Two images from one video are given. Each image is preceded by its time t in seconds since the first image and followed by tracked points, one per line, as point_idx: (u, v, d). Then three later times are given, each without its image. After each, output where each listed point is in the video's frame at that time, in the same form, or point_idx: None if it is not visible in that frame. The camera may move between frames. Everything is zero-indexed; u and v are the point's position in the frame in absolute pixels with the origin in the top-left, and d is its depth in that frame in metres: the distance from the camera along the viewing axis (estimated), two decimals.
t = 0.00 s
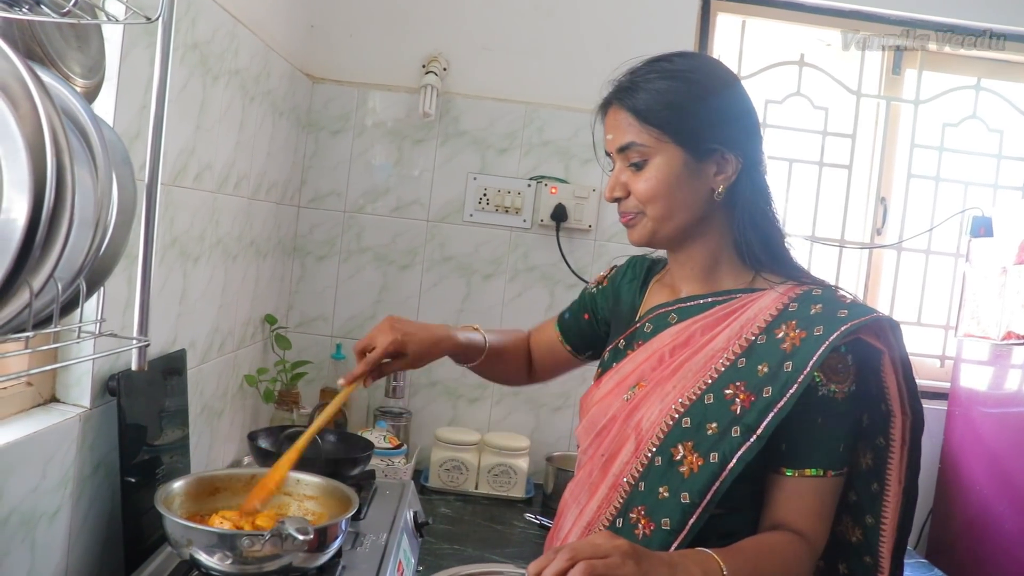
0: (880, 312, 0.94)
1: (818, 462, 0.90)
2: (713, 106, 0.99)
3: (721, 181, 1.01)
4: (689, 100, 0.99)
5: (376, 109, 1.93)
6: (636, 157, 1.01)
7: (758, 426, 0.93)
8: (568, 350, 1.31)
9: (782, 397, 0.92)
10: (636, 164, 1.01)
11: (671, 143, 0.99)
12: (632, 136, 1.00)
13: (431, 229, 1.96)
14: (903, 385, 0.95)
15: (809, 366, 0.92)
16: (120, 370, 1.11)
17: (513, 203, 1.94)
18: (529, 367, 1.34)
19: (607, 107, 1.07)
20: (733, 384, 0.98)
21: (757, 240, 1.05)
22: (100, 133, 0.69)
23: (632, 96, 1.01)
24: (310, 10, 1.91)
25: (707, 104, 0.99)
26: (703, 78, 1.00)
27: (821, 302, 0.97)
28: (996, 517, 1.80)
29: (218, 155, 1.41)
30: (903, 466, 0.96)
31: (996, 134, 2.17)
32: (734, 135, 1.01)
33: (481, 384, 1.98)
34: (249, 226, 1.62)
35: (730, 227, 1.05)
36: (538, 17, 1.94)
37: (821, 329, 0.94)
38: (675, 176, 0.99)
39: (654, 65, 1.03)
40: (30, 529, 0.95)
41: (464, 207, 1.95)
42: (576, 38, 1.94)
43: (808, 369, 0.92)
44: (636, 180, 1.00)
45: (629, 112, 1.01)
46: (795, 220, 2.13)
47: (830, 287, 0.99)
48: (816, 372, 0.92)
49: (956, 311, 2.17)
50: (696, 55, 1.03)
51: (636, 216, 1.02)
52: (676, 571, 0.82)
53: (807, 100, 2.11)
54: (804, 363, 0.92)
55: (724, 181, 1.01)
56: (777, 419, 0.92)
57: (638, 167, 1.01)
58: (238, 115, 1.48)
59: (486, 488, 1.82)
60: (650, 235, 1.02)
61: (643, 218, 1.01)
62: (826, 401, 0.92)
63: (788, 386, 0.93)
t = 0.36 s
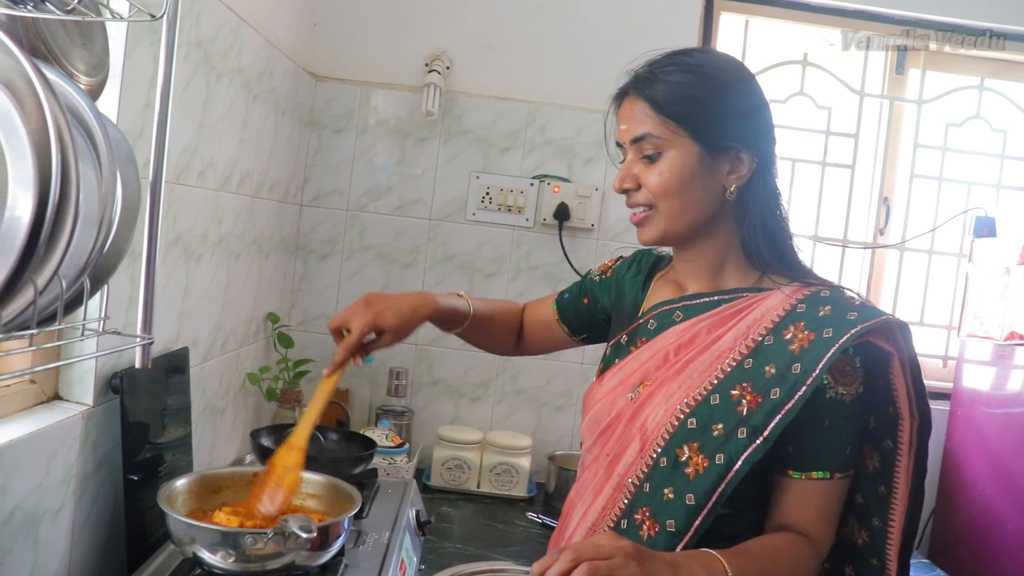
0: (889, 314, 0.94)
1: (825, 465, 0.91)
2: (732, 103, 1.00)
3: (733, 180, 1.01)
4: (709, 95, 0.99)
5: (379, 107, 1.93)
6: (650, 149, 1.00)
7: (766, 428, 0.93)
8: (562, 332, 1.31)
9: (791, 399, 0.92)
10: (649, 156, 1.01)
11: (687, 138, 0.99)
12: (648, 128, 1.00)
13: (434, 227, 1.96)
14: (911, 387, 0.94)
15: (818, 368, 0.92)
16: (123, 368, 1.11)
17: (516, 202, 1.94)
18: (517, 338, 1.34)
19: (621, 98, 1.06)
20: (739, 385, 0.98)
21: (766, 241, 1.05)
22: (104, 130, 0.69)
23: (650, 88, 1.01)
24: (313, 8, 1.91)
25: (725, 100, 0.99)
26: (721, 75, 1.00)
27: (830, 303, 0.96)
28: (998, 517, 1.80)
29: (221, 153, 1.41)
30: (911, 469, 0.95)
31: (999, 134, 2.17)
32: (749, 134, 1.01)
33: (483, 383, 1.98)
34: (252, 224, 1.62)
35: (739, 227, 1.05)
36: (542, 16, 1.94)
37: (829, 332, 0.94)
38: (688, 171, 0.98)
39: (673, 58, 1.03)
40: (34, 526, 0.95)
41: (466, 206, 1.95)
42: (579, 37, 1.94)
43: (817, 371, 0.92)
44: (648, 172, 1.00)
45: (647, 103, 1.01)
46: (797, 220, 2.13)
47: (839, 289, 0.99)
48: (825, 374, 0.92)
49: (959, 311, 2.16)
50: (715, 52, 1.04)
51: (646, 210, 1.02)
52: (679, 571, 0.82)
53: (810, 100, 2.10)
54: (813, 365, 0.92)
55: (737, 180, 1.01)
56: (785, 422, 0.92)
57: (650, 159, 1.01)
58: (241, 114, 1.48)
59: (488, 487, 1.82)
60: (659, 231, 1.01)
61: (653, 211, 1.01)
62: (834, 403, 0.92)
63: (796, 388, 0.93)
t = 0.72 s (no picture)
0: (895, 312, 0.94)
1: (833, 464, 0.91)
2: (736, 100, 0.99)
3: (737, 177, 1.01)
4: (712, 92, 0.99)
5: (382, 106, 1.93)
6: (653, 144, 1.00)
7: (773, 427, 0.93)
8: (573, 350, 1.30)
9: (798, 398, 0.92)
10: (653, 152, 1.00)
11: (690, 134, 0.98)
12: (651, 124, 1.00)
13: (437, 226, 1.96)
14: (918, 385, 0.94)
15: (825, 367, 0.92)
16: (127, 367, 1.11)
17: (519, 201, 1.94)
18: (530, 367, 1.34)
19: (625, 96, 1.06)
20: (745, 384, 0.98)
21: (769, 240, 1.05)
22: (109, 130, 0.69)
23: (654, 84, 1.01)
24: (316, 7, 1.91)
25: (729, 97, 0.99)
26: (726, 72, 1.00)
27: (836, 302, 0.96)
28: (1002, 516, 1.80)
29: (225, 153, 1.41)
30: (918, 465, 0.95)
31: (1003, 132, 2.16)
32: (753, 130, 1.01)
33: (486, 382, 1.98)
34: (255, 223, 1.62)
35: (742, 225, 1.05)
36: (545, 14, 1.94)
37: (836, 330, 0.94)
38: (692, 168, 0.98)
39: (677, 56, 1.03)
40: (38, 525, 0.95)
41: (469, 204, 1.95)
42: (582, 36, 1.94)
43: (824, 370, 0.92)
44: (652, 168, 0.99)
45: (651, 100, 1.00)
46: (800, 219, 2.13)
47: (845, 287, 0.99)
48: (832, 373, 0.92)
49: (962, 310, 2.16)
50: (718, 49, 1.04)
51: (649, 206, 1.01)
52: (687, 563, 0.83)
53: (813, 98, 2.10)
54: (820, 364, 0.92)
55: (741, 177, 1.01)
56: (792, 421, 0.92)
57: (654, 155, 1.00)
58: (245, 112, 1.48)
59: (491, 486, 1.82)
60: (662, 228, 1.01)
61: (657, 208, 1.00)
62: (841, 402, 0.92)
63: (803, 387, 0.92)
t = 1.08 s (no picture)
0: (891, 309, 0.94)
1: (830, 460, 0.90)
2: (751, 99, 0.99)
3: (749, 179, 1.01)
4: (729, 91, 0.99)
5: (383, 105, 1.93)
6: (670, 142, 0.99)
7: (768, 422, 0.93)
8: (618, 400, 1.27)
9: (792, 393, 0.92)
10: (668, 150, 1.00)
11: (708, 133, 0.98)
12: (668, 121, 0.99)
13: (439, 225, 1.96)
14: (913, 382, 0.94)
15: (819, 362, 0.92)
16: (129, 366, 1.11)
17: (521, 200, 1.94)
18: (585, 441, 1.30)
19: (639, 91, 1.05)
20: (740, 379, 0.98)
21: (772, 243, 1.05)
22: (111, 129, 0.69)
23: (670, 81, 1.00)
24: (318, 6, 1.91)
25: (746, 98, 0.99)
26: (742, 73, 1.00)
27: (831, 298, 0.96)
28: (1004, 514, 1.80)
29: (227, 152, 1.41)
30: (915, 463, 0.95)
31: (1005, 130, 2.16)
32: (766, 133, 1.01)
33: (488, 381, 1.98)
34: (257, 223, 1.62)
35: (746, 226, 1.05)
36: (546, 13, 1.94)
37: (831, 326, 0.93)
38: (707, 167, 0.98)
39: (693, 53, 1.02)
40: (41, 524, 0.95)
41: (471, 203, 1.95)
42: (584, 34, 1.94)
43: (818, 366, 0.92)
44: (667, 166, 0.99)
45: (667, 96, 1.00)
46: (802, 217, 2.12)
47: (841, 285, 0.99)
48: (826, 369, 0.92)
49: (964, 308, 2.16)
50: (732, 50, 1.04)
51: (661, 204, 1.01)
52: (693, 557, 0.82)
53: (815, 96, 2.10)
54: (814, 359, 0.92)
55: (752, 179, 1.01)
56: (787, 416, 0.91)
57: (669, 153, 1.00)
58: (247, 111, 1.49)
59: (493, 485, 1.82)
60: (673, 225, 1.01)
61: (671, 206, 1.00)
62: (837, 398, 0.92)
63: (797, 383, 0.92)
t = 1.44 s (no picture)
0: (890, 306, 0.94)
1: (828, 457, 0.91)
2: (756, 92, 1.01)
3: (763, 173, 1.03)
4: (738, 84, 1.00)
5: (378, 104, 1.93)
6: (696, 134, 0.99)
7: (770, 421, 0.93)
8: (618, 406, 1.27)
9: (793, 392, 0.92)
10: (693, 142, 1.00)
11: (733, 126, 0.99)
12: (694, 113, 0.99)
13: (434, 224, 1.95)
14: (912, 379, 0.94)
15: (820, 361, 0.92)
16: (123, 366, 1.11)
17: (516, 199, 1.94)
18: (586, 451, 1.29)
19: (649, 88, 1.04)
20: (740, 378, 0.98)
21: (779, 237, 1.07)
22: (103, 129, 0.69)
23: (688, 74, 1.01)
24: (312, 5, 1.91)
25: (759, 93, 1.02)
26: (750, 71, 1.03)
27: (830, 297, 0.96)
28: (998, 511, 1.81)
29: (221, 151, 1.40)
30: (912, 461, 0.95)
31: (999, 129, 2.17)
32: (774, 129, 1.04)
33: (484, 380, 1.98)
34: (252, 222, 1.62)
35: (752, 223, 1.06)
36: (541, 13, 1.94)
37: (830, 324, 0.93)
38: (736, 159, 0.99)
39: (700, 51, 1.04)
40: (34, 525, 0.95)
41: (466, 202, 1.95)
42: (579, 33, 1.94)
43: (819, 365, 0.91)
44: (698, 157, 0.98)
45: (679, 91, 1.01)
46: (797, 216, 2.13)
47: (839, 283, 0.99)
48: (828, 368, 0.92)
49: (959, 306, 2.16)
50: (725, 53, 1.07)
51: (690, 198, 1.00)
52: (681, 555, 0.82)
53: (810, 95, 2.10)
54: (815, 358, 0.92)
55: (764, 173, 1.03)
56: (788, 415, 0.91)
57: (694, 145, 1.00)
58: (241, 111, 1.48)
59: (489, 484, 1.82)
60: (703, 217, 1.00)
61: (703, 198, 0.99)
62: (838, 397, 0.92)
63: (798, 381, 0.92)
